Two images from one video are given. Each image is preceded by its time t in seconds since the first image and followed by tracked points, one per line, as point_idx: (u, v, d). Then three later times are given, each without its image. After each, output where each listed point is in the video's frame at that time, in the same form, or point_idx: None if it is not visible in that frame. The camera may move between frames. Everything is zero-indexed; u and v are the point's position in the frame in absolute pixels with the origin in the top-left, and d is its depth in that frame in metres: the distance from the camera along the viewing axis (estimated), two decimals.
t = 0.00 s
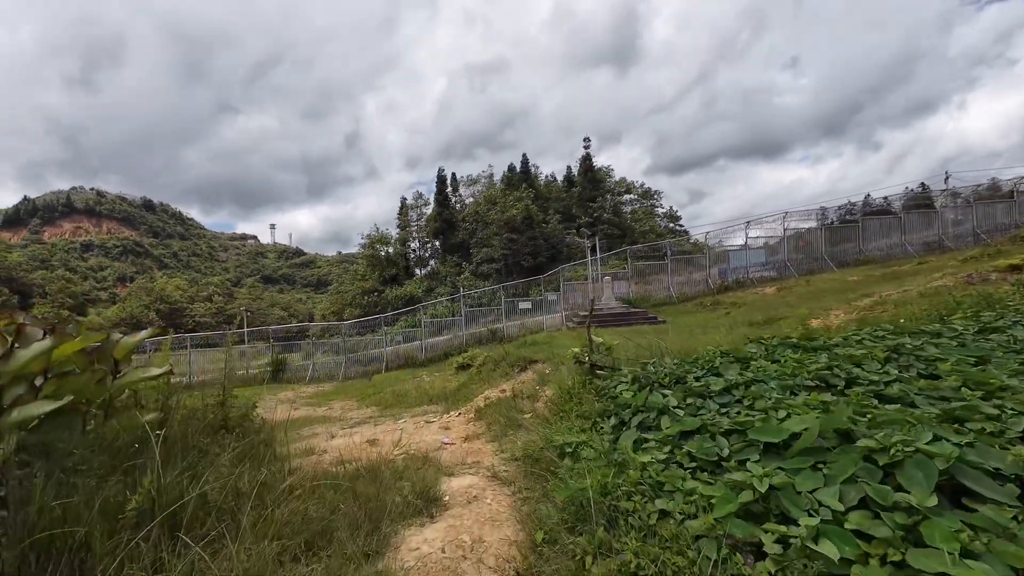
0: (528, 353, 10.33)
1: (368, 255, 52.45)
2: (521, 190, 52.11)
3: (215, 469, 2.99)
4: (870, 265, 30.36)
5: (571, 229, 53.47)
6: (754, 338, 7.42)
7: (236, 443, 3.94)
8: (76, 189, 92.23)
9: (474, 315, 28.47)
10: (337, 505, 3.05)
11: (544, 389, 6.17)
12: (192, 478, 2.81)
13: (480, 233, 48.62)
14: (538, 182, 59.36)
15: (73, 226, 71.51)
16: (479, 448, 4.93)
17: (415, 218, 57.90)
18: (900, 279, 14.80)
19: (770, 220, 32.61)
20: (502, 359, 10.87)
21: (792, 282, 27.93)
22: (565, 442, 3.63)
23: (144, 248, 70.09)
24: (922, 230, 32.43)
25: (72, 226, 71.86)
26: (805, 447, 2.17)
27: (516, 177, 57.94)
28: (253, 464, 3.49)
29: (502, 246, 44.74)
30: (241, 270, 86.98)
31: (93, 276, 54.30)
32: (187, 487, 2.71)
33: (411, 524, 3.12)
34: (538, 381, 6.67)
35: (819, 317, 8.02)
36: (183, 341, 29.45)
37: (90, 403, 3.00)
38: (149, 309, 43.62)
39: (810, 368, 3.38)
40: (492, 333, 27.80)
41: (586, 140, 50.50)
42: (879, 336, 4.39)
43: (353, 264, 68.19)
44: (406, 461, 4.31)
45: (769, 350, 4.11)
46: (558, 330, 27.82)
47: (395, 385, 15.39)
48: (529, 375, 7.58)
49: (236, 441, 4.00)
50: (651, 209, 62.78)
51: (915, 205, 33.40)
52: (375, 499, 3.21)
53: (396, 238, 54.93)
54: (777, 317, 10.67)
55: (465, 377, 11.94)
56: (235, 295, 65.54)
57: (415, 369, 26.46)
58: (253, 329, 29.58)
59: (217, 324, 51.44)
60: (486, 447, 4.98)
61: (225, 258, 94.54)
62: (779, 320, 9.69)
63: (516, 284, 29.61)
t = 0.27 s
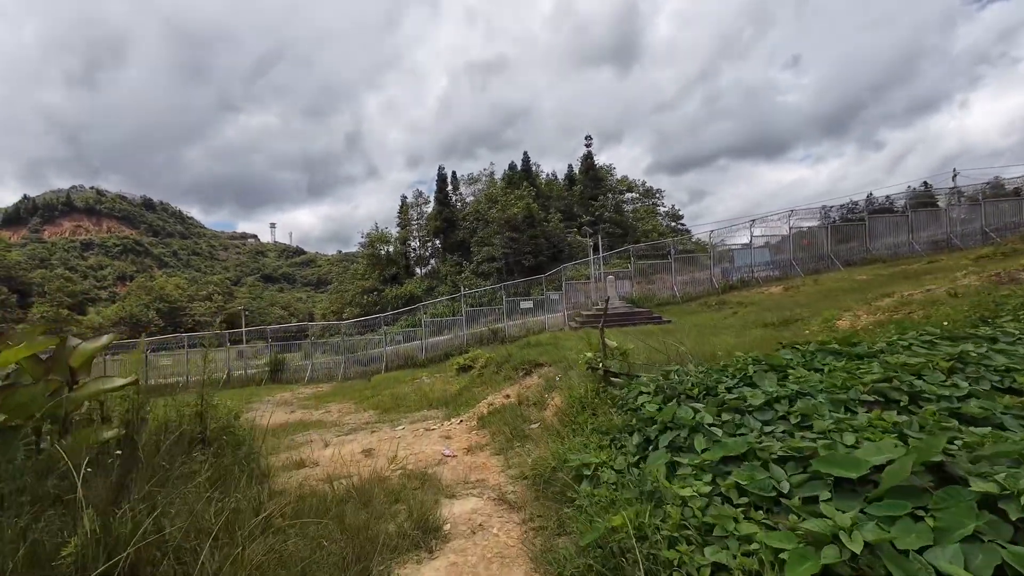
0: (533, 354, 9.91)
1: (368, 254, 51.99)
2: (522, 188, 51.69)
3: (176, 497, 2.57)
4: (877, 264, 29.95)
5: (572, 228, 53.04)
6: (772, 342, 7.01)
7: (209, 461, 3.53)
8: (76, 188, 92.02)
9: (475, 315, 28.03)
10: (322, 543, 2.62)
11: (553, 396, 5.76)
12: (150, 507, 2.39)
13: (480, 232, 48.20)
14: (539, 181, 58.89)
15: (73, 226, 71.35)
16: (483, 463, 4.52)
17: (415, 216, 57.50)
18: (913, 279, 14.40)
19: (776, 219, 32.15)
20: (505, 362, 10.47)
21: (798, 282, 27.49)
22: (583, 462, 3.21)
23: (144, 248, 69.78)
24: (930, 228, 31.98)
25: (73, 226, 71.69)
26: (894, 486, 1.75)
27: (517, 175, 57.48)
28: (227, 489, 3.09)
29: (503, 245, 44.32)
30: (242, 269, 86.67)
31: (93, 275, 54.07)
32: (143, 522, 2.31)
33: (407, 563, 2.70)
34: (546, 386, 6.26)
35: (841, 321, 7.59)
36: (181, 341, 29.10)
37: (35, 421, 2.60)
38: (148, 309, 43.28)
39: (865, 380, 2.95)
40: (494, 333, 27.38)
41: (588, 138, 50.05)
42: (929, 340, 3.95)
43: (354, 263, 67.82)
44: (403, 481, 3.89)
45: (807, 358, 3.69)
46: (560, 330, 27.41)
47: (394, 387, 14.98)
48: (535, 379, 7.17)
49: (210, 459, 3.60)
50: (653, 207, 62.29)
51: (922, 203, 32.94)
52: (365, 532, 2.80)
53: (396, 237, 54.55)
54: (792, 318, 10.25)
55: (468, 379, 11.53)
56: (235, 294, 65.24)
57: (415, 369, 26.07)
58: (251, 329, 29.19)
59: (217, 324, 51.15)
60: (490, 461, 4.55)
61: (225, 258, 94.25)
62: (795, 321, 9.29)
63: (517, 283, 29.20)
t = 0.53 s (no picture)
0: (536, 354, 9.52)
1: (367, 253, 51.66)
2: (522, 187, 51.30)
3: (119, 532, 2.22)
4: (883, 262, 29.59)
5: (573, 227, 52.64)
6: (790, 341, 6.62)
7: (174, 476, 3.24)
8: (75, 188, 91.60)
9: (475, 314, 27.62)
10: None
11: (560, 397, 5.37)
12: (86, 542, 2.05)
13: (480, 230, 47.77)
14: (539, 179, 58.47)
15: (71, 226, 70.96)
16: (485, 474, 4.12)
17: (414, 215, 57.07)
18: (925, 277, 14.03)
19: (779, 216, 31.78)
20: (506, 362, 10.07)
21: (802, 280, 27.13)
22: (600, 481, 2.83)
23: (143, 248, 69.35)
24: (935, 226, 31.66)
25: (71, 226, 71.34)
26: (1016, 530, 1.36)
27: (517, 174, 57.06)
28: (191, 512, 2.76)
29: (503, 244, 43.91)
30: (240, 269, 86.18)
31: (91, 275, 53.71)
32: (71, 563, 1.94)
33: None
34: (552, 388, 5.86)
35: (859, 318, 7.22)
36: (177, 341, 28.68)
37: None
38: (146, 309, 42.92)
39: (931, 384, 2.54)
40: (494, 332, 26.98)
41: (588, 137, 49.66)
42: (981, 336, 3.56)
43: (353, 262, 67.39)
44: (397, 497, 3.51)
45: (849, 356, 3.31)
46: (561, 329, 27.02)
47: (391, 388, 14.54)
48: (540, 381, 6.78)
49: (178, 472, 3.30)
50: (653, 206, 61.89)
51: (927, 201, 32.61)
52: (349, 565, 2.41)
53: (395, 236, 54.14)
54: (804, 315, 9.88)
55: (468, 380, 11.12)
56: (233, 294, 64.83)
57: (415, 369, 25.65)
58: (248, 329, 28.80)
59: (216, 324, 50.78)
60: (493, 471, 4.16)
61: (224, 257, 93.76)
62: (807, 318, 8.92)
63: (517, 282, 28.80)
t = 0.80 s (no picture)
0: (538, 357, 9.10)
1: (367, 254, 51.43)
2: (522, 186, 50.92)
3: None
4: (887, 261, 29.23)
5: (573, 226, 52.25)
6: (812, 343, 6.22)
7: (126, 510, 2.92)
8: (72, 188, 91.04)
9: (474, 315, 27.19)
10: None
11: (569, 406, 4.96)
12: None
13: (479, 230, 47.35)
14: (539, 179, 58.08)
15: (69, 227, 70.65)
16: (488, 494, 3.71)
17: (413, 215, 56.64)
18: (937, 276, 13.67)
19: (782, 215, 31.43)
20: (507, 365, 9.68)
21: (806, 280, 26.77)
22: (625, 515, 2.44)
23: (140, 248, 68.92)
24: (940, 225, 31.33)
25: (69, 226, 70.98)
26: None
27: (516, 174, 56.66)
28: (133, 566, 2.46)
29: (502, 243, 43.50)
30: (239, 269, 85.74)
31: (88, 276, 53.34)
32: None
33: None
34: (560, 395, 5.44)
35: (880, 320, 6.86)
36: (172, 342, 28.26)
37: None
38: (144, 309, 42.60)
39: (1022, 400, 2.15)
40: (493, 333, 26.60)
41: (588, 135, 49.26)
42: None
43: (351, 262, 66.90)
44: (388, 526, 3.12)
45: (906, 364, 2.89)
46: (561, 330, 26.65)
47: (389, 391, 14.12)
48: (545, 386, 6.37)
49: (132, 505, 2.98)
50: (654, 205, 61.47)
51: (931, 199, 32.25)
52: None
53: (394, 236, 53.73)
54: (817, 315, 9.50)
55: (468, 384, 10.71)
56: (232, 295, 64.40)
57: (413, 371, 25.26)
58: (244, 330, 28.36)
59: (214, 325, 50.42)
60: (498, 491, 3.75)
61: (222, 258, 93.30)
62: (822, 319, 8.54)
63: (517, 282, 28.35)
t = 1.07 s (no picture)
0: (539, 359, 8.79)
1: (364, 254, 51.11)
2: (520, 186, 50.64)
3: None
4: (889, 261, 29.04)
5: (571, 226, 51.99)
6: (828, 345, 5.93)
7: (67, 555, 2.52)
8: (69, 188, 90.52)
9: (472, 315, 26.84)
10: None
11: (577, 414, 4.64)
12: None
13: (477, 230, 47.04)
14: (537, 179, 57.82)
15: (65, 227, 70.18)
16: (491, 515, 3.39)
17: (411, 215, 56.29)
18: (944, 276, 13.43)
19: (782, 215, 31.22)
20: (507, 367, 9.35)
21: (807, 280, 26.54)
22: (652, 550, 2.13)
23: (136, 248, 68.42)
24: (941, 224, 31.18)
25: (65, 227, 70.51)
26: None
27: (514, 173, 56.37)
28: None
29: (500, 243, 43.21)
30: (236, 269, 85.25)
31: (84, 276, 52.91)
32: None
33: None
34: (566, 402, 5.12)
35: (895, 322, 6.59)
36: (165, 343, 27.83)
37: None
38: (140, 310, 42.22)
39: None
40: (492, 334, 26.30)
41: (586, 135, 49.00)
42: None
43: (349, 262, 66.53)
44: (378, 556, 2.79)
45: (960, 373, 2.58)
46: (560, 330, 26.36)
47: (385, 394, 13.75)
48: (549, 391, 6.04)
49: (76, 548, 2.58)
50: (653, 205, 61.23)
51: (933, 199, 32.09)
52: None
53: (392, 236, 53.39)
54: (826, 316, 9.23)
55: (466, 387, 10.37)
56: (228, 295, 63.95)
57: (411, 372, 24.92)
58: (238, 330, 27.94)
59: (210, 325, 50.01)
60: (501, 511, 3.43)
61: (219, 258, 92.77)
62: (833, 320, 8.26)
63: (515, 282, 27.92)
